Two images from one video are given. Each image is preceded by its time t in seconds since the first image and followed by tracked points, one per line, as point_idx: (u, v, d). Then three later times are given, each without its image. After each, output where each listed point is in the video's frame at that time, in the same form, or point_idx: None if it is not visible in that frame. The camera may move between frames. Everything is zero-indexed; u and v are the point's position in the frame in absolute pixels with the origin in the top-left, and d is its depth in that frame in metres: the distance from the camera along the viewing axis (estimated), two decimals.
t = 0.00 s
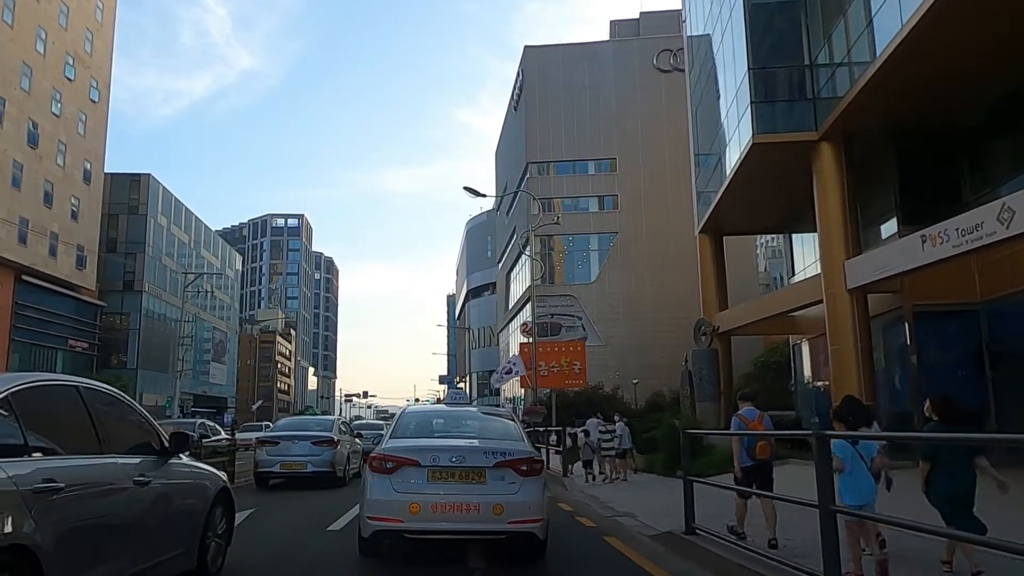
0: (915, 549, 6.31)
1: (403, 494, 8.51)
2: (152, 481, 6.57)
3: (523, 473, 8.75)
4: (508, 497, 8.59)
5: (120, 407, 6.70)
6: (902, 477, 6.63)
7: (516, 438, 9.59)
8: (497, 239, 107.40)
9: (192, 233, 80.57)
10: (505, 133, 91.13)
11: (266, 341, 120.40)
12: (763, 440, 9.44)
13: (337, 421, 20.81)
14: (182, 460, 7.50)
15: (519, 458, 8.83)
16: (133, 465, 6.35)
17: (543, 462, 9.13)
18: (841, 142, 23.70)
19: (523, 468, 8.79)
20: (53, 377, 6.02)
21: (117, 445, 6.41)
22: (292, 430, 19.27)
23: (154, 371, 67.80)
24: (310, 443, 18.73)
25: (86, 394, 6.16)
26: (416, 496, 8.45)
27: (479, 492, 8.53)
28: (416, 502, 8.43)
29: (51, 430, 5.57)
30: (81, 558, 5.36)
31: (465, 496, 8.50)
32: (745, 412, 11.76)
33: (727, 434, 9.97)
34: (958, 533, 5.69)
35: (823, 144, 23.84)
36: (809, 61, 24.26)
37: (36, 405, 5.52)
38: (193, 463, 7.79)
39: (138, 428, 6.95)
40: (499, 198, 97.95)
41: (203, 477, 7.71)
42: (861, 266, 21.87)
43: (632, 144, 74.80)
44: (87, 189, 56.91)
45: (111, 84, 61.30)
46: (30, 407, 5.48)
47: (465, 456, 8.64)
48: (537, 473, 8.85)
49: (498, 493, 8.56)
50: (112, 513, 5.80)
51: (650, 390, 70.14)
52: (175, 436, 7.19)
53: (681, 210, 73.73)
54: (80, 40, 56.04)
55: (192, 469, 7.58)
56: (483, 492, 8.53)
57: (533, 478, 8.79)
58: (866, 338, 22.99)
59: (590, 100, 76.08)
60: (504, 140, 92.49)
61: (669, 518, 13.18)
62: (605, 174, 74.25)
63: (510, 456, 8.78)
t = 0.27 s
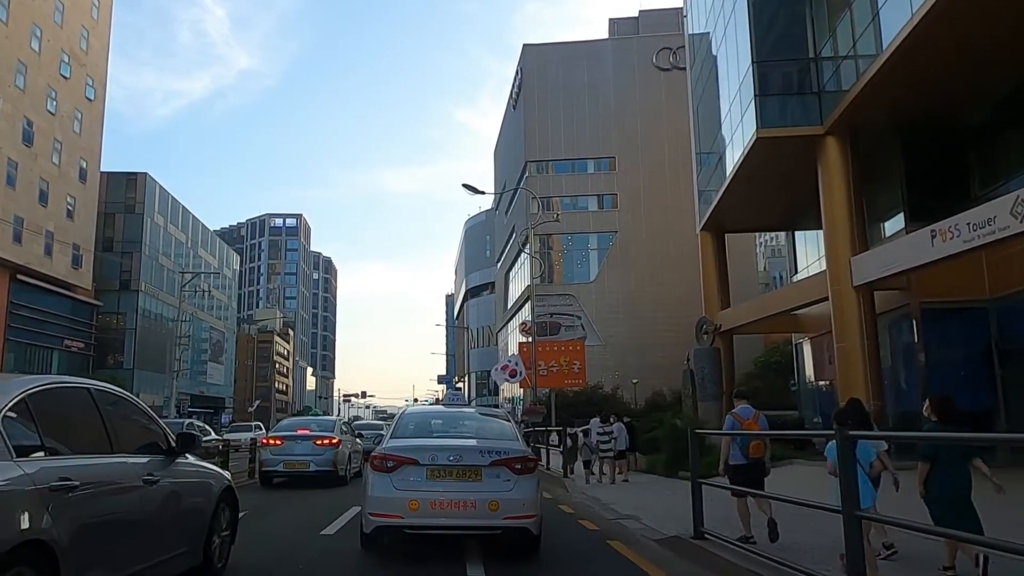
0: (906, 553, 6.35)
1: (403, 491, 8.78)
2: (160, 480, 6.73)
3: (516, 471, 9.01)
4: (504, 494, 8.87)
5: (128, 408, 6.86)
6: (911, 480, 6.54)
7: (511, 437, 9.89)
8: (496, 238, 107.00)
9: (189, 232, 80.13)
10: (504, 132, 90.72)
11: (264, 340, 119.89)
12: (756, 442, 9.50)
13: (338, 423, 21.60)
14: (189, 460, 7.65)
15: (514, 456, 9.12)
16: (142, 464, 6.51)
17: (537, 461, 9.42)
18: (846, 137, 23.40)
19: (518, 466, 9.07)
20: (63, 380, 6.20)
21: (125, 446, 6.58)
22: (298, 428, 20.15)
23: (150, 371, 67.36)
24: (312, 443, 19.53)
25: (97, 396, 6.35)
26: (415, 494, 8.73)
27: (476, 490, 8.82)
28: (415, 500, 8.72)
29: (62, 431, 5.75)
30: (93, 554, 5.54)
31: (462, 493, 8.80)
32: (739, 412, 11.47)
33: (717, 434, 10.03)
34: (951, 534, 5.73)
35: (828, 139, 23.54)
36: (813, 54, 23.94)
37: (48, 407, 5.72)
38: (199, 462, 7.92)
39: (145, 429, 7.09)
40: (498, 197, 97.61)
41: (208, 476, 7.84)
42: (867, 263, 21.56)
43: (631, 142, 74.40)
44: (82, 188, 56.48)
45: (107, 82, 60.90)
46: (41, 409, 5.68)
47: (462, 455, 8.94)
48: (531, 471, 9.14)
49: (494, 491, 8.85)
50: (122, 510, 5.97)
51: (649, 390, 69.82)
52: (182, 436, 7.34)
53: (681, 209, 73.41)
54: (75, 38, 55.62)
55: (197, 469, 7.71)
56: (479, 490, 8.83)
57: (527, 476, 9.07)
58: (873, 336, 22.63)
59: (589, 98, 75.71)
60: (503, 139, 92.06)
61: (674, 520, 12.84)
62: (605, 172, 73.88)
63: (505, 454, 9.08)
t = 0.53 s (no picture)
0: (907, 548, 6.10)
1: (404, 487, 9.48)
2: (174, 477, 7.20)
3: (510, 468, 9.70)
4: (498, 489, 9.57)
5: (144, 409, 7.34)
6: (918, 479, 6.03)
7: (505, 437, 10.59)
8: (495, 237, 106.53)
9: (186, 231, 79.66)
10: (503, 130, 90.28)
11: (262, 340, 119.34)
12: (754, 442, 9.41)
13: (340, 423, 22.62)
14: (200, 457, 8.12)
15: (507, 455, 9.81)
16: (156, 462, 6.99)
17: (529, 459, 10.12)
18: (854, 129, 23.03)
19: (511, 463, 9.76)
20: (84, 384, 6.67)
21: (141, 445, 7.05)
22: (298, 430, 21.09)
23: (146, 370, 66.89)
24: (315, 442, 20.54)
25: (115, 398, 6.82)
26: (416, 489, 9.44)
27: (472, 485, 9.52)
28: (415, 495, 9.42)
29: (84, 433, 6.23)
30: (114, 545, 6.02)
31: (460, 489, 9.49)
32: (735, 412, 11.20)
33: (713, 433, 9.84)
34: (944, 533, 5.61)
35: (835, 132, 23.17)
36: (819, 45, 23.56)
37: (70, 412, 6.20)
38: (209, 460, 8.40)
39: (158, 428, 7.55)
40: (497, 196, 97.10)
41: (218, 473, 8.32)
42: (877, 258, 21.17)
43: (631, 140, 73.90)
44: (77, 185, 55.98)
45: (103, 78, 60.40)
46: (62, 412, 6.12)
47: (460, 453, 9.65)
48: (522, 468, 9.84)
49: (489, 486, 9.55)
50: (138, 506, 6.43)
51: (650, 389, 69.46)
52: (193, 436, 7.82)
53: (682, 207, 72.96)
54: (71, 34, 55.12)
55: (206, 466, 8.18)
56: (475, 485, 9.52)
57: (519, 473, 9.77)
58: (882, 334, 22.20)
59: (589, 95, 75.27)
60: (502, 137, 91.53)
61: (681, 523, 12.46)
62: (604, 171, 73.45)
63: (499, 453, 9.78)
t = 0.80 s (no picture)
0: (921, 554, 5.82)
1: (404, 481, 9.90)
2: (187, 474, 7.59)
3: (507, 465, 10.12)
4: (494, 485, 10.00)
5: (158, 410, 7.77)
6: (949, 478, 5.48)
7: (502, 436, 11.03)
8: (494, 236, 106.10)
9: (184, 229, 79.20)
10: (503, 128, 89.78)
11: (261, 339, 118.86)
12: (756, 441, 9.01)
13: (341, 422, 22.82)
14: (210, 456, 8.51)
15: (503, 452, 10.24)
16: (171, 459, 7.38)
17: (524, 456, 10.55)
18: (863, 121, 22.64)
19: (507, 460, 10.19)
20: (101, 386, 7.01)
21: (156, 443, 7.43)
22: (300, 430, 21.30)
23: (143, 369, 66.38)
24: (317, 441, 20.76)
25: (134, 399, 7.25)
26: (415, 485, 9.86)
27: (469, 481, 9.95)
28: (415, 490, 9.84)
29: (103, 432, 6.55)
30: (138, 538, 6.40)
31: (457, 485, 9.92)
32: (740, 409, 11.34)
33: (723, 432, 9.43)
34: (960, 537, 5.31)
35: (844, 123, 22.79)
36: (825, 35, 23.17)
37: (90, 411, 6.51)
38: (219, 459, 8.80)
39: (171, 428, 7.95)
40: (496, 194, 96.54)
41: (227, 471, 8.73)
42: (887, 252, 20.77)
43: (632, 138, 73.43)
44: (74, 182, 55.55)
45: (99, 75, 59.94)
46: (89, 412, 6.53)
47: (458, 450, 10.08)
48: (518, 465, 10.27)
49: (484, 481, 10.00)
50: (156, 500, 6.80)
51: (651, 388, 69.11)
52: (204, 435, 8.22)
53: (683, 205, 72.48)
54: (67, 30, 54.66)
55: (218, 464, 8.60)
56: (472, 480, 9.94)
57: (515, 469, 10.20)
58: (892, 331, 21.80)
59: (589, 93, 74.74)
60: (502, 135, 90.98)
61: (690, 526, 11.98)
62: (604, 169, 73.02)
63: (496, 450, 10.21)
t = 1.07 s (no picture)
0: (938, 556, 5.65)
1: (406, 477, 10.65)
2: (203, 471, 7.92)
3: (501, 462, 10.85)
4: (489, 481, 10.73)
5: (177, 409, 8.09)
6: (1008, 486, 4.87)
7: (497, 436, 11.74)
8: (494, 235, 105.73)
9: (182, 227, 78.78)
10: (503, 126, 89.20)
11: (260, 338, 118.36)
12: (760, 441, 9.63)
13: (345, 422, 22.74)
14: (224, 454, 8.82)
15: (498, 450, 10.96)
16: (189, 457, 7.70)
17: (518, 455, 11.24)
18: (874, 113, 22.24)
19: (501, 458, 10.90)
20: (123, 386, 7.27)
21: (175, 440, 7.73)
22: (302, 430, 21.16)
23: (141, 368, 65.89)
24: (320, 440, 20.66)
25: (155, 399, 7.58)
26: (416, 481, 10.61)
27: (466, 477, 10.68)
28: (415, 485, 10.58)
29: (127, 427, 6.84)
30: (160, 529, 6.73)
31: (455, 481, 10.65)
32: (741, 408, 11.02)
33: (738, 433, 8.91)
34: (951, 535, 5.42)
35: (854, 116, 22.40)
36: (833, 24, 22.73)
37: (117, 407, 6.79)
38: (231, 456, 9.10)
39: (188, 426, 8.27)
40: (496, 192, 96.03)
41: (240, 467, 9.03)
42: (899, 248, 20.37)
43: (632, 136, 72.98)
44: (70, 180, 55.12)
45: (96, 72, 59.49)
46: (118, 412, 6.88)
47: (455, 449, 10.79)
48: (512, 462, 10.97)
49: (481, 477, 10.72)
50: (177, 495, 7.15)
51: (652, 387, 68.72)
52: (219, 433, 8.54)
53: (684, 202, 71.97)
54: (63, 27, 54.22)
55: (230, 461, 8.90)
56: (469, 477, 10.67)
57: (509, 467, 10.91)
58: (903, 328, 21.38)
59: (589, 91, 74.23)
60: (501, 134, 90.47)
61: (698, 530, 11.51)
62: (605, 167, 72.56)
63: (491, 448, 10.94)
